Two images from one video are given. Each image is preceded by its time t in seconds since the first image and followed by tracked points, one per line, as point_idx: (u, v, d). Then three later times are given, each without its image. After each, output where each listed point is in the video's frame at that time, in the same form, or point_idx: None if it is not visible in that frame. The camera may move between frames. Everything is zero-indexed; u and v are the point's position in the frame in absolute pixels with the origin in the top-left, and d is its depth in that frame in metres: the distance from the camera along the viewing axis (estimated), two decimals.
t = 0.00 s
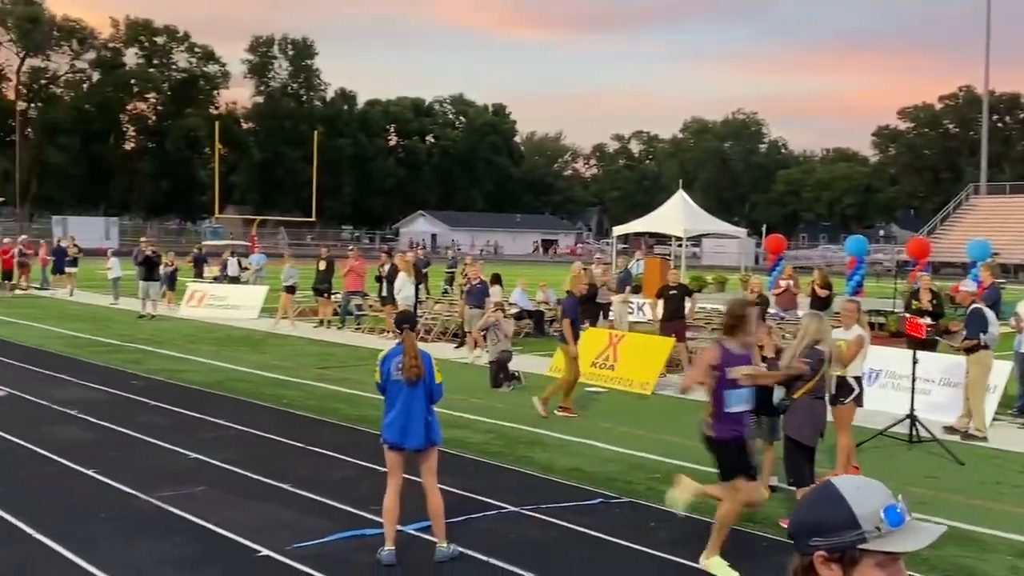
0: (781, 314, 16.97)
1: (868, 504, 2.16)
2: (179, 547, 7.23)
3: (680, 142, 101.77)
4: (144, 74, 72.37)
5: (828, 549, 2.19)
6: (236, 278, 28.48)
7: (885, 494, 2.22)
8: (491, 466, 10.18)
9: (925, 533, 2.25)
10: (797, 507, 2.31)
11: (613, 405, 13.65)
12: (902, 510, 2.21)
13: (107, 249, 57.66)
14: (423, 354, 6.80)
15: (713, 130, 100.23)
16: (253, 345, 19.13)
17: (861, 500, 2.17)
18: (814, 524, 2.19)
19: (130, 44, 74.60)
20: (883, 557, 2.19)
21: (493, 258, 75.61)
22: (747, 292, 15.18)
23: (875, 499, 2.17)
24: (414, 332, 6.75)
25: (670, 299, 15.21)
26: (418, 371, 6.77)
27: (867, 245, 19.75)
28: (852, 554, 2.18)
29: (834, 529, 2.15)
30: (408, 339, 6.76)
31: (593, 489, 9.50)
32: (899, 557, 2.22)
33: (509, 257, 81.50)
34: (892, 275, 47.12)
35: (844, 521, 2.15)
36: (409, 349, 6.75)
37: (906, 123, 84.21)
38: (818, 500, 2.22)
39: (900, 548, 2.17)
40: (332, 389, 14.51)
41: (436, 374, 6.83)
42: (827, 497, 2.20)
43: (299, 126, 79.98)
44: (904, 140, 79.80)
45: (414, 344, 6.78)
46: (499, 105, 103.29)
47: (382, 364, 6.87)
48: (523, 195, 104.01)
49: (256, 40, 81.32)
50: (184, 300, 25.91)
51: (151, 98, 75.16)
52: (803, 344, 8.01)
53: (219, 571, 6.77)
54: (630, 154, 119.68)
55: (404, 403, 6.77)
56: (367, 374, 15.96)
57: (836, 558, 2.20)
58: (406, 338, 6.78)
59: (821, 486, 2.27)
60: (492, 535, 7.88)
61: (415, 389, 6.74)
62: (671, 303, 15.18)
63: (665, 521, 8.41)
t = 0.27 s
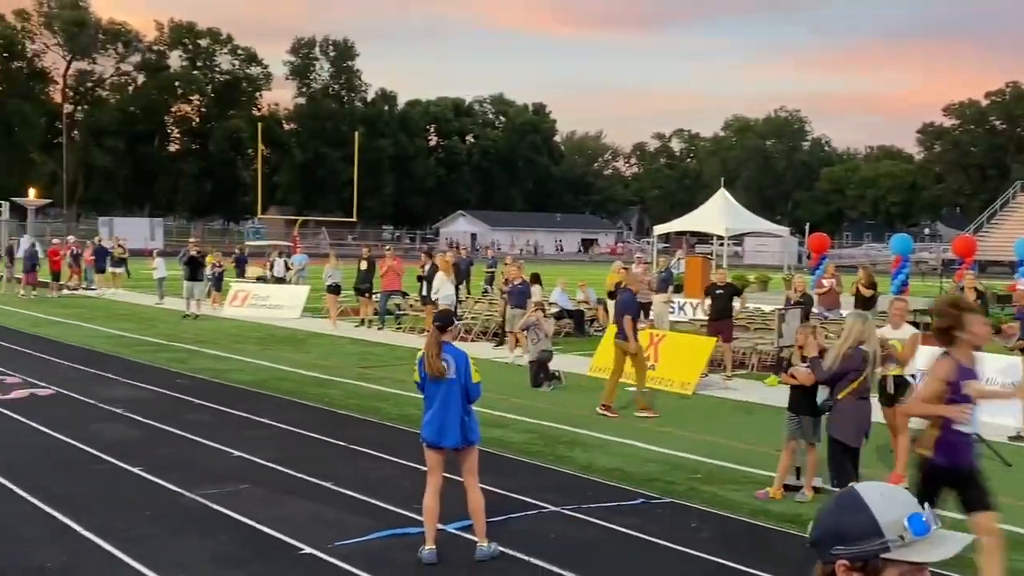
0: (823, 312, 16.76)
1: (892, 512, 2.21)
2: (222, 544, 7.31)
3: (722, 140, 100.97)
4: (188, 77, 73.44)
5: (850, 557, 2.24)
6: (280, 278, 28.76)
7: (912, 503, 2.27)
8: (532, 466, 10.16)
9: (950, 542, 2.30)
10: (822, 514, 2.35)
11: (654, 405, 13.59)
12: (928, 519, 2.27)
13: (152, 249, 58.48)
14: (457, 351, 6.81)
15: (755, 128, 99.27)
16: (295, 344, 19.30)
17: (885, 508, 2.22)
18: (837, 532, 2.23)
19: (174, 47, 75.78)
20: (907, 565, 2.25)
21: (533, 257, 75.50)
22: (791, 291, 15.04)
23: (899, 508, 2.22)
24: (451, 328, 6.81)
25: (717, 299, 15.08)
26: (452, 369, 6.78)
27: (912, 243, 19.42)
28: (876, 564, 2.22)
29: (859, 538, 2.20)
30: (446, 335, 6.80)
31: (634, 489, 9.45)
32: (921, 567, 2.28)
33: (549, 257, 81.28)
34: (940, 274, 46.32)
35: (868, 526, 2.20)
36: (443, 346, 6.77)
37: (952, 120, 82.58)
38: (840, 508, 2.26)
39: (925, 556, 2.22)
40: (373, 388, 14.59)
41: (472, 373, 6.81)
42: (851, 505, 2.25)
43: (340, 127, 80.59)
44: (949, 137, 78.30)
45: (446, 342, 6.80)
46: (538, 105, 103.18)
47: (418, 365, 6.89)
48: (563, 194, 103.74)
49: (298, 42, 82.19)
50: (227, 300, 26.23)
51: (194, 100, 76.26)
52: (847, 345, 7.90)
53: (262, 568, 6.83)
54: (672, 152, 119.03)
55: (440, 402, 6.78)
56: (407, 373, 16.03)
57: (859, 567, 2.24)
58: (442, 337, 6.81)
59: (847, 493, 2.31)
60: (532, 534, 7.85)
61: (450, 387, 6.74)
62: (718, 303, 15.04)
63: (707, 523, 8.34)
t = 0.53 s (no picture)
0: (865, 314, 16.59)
1: (917, 517, 2.17)
2: (262, 543, 7.37)
3: (761, 139, 100.10)
4: (229, 79, 74.37)
5: (874, 564, 2.21)
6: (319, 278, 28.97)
7: (938, 508, 2.24)
8: (570, 467, 10.14)
9: (977, 548, 2.25)
10: (846, 518, 2.33)
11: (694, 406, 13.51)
12: (956, 524, 2.23)
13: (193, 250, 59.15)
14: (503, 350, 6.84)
15: (795, 126, 98.29)
16: (335, 344, 19.44)
17: (909, 514, 2.19)
18: (860, 538, 2.21)
19: (215, 50, 76.72)
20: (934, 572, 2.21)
21: (570, 258, 75.43)
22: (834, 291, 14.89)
23: (923, 513, 2.18)
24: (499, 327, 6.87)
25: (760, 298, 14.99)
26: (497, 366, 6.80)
27: (957, 242, 19.13)
28: (899, 570, 2.19)
29: (884, 542, 2.18)
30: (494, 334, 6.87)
31: (671, 490, 9.39)
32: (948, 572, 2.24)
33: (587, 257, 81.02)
34: (986, 274, 45.51)
35: (892, 531, 2.17)
36: (488, 344, 6.83)
37: (998, 116, 80.96)
38: (864, 513, 2.25)
39: (950, 565, 2.18)
40: (412, 388, 14.66)
41: (515, 373, 6.79)
42: (874, 509, 2.23)
43: (379, 128, 81.00)
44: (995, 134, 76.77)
45: (493, 341, 6.86)
46: (575, 104, 103.00)
47: (465, 362, 6.97)
48: (600, 194, 103.51)
49: (337, 44, 82.83)
50: (267, 301, 26.47)
51: (235, 103, 77.12)
52: (889, 347, 7.76)
53: (302, 566, 6.88)
54: (712, 151, 118.27)
55: (483, 400, 6.80)
56: (446, 373, 16.08)
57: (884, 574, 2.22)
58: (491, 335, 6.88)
59: (870, 498, 2.28)
60: (568, 535, 7.83)
61: (490, 384, 6.75)
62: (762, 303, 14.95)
63: (745, 524, 8.27)
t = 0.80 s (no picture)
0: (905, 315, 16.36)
1: (947, 523, 2.12)
2: (301, 542, 7.42)
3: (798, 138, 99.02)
4: (267, 82, 75.14)
5: (903, 568, 2.17)
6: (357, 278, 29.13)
7: (969, 512, 2.18)
8: (606, 468, 10.09)
9: (1011, 556, 2.19)
10: (877, 523, 2.28)
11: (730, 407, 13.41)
12: (988, 528, 2.18)
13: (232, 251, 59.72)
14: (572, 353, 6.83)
15: (833, 125, 97.22)
16: (371, 344, 19.54)
17: (941, 519, 2.14)
18: (892, 542, 2.17)
19: (252, 52, 77.42)
20: None
21: (606, 258, 75.30)
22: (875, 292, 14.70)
23: (954, 517, 2.13)
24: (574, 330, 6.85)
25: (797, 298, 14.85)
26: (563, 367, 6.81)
27: (999, 243, 18.80)
28: None
29: (915, 547, 2.14)
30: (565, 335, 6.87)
31: (708, 491, 9.30)
32: None
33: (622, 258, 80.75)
34: None
35: (922, 537, 2.13)
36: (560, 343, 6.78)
37: None
38: (895, 518, 2.20)
39: (980, 567, 2.14)
40: (448, 388, 14.69)
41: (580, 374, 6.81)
42: (905, 513, 2.19)
43: (415, 129, 81.38)
44: None
45: (565, 343, 6.82)
46: (611, 104, 102.71)
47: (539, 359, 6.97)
48: (636, 193, 103.19)
49: (373, 46, 83.31)
50: (304, 301, 26.67)
51: (272, 105, 77.75)
52: (929, 347, 7.64)
53: (340, 565, 6.91)
54: (749, 150, 117.41)
55: (546, 398, 6.80)
56: (481, 373, 16.09)
57: None
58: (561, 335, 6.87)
59: (901, 501, 2.24)
60: (604, 535, 7.80)
61: (552, 384, 6.76)
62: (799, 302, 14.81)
63: (783, 526, 8.18)
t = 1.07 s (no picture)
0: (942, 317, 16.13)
1: (982, 526, 2.20)
2: (335, 541, 7.47)
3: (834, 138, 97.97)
4: (301, 84, 75.61)
5: (939, 572, 2.26)
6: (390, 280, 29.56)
7: (1004, 514, 2.24)
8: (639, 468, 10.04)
9: None
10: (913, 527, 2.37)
11: (765, 409, 13.32)
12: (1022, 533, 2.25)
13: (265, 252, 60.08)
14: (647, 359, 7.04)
15: (869, 124, 96.18)
16: (404, 345, 19.60)
17: (972, 523, 2.22)
18: (926, 545, 2.26)
19: (286, 54, 78.09)
20: None
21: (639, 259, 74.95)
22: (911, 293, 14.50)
23: (990, 520, 2.20)
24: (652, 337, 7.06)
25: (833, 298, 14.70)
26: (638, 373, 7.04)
27: None
28: None
29: (950, 550, 2.23)
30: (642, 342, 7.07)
31: (743, 493, 9.25)
32: None
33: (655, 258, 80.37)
34: None
35: (956, 542, 2.22)
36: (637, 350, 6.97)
37: None
38: (930, 521, 2.28)
39: (1018, 572, 2.22)
40: (479, 389, 14.70)
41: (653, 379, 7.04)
42: (940, 518, 2.26)
43: (447, 130, 81.58)
44: None
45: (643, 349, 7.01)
46: (643, 103, 102.24)
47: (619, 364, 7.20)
48: (669, 194, 102.81)
49: (406, 47, 83.48)
50: (337, 302, 26.82)
51: (306, 107, 78.21)
52: (967, 349, 7.44)
53: (373, 564, 6.94)
54: (784, 150, 116.53)
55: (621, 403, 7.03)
56: (513, 374, 16.09)
57: None
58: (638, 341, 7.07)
59: (935, 507, 2.33)
60: (638, 536, 7.79)
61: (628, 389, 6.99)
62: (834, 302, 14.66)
63: (819, 528, 8.11)
